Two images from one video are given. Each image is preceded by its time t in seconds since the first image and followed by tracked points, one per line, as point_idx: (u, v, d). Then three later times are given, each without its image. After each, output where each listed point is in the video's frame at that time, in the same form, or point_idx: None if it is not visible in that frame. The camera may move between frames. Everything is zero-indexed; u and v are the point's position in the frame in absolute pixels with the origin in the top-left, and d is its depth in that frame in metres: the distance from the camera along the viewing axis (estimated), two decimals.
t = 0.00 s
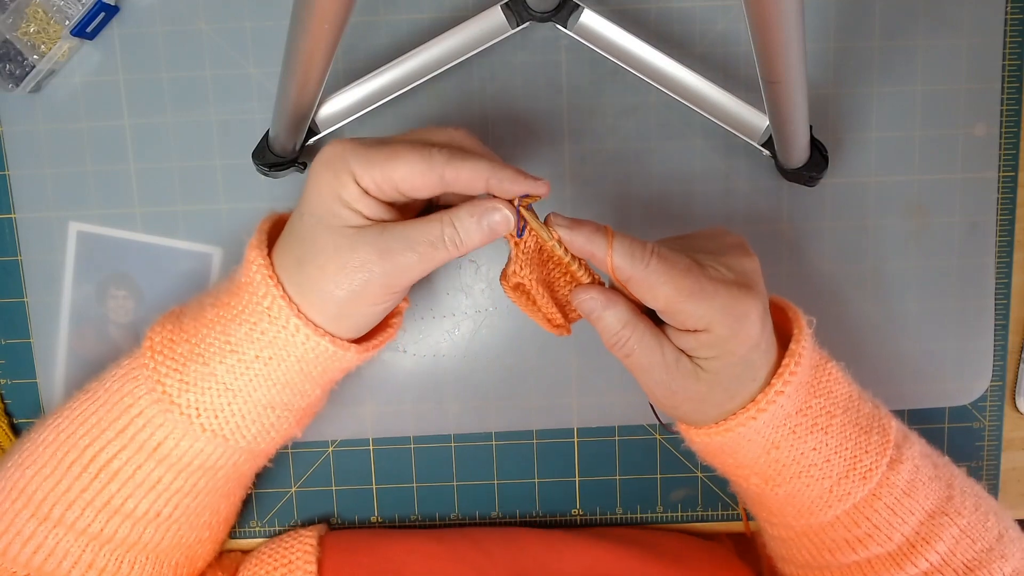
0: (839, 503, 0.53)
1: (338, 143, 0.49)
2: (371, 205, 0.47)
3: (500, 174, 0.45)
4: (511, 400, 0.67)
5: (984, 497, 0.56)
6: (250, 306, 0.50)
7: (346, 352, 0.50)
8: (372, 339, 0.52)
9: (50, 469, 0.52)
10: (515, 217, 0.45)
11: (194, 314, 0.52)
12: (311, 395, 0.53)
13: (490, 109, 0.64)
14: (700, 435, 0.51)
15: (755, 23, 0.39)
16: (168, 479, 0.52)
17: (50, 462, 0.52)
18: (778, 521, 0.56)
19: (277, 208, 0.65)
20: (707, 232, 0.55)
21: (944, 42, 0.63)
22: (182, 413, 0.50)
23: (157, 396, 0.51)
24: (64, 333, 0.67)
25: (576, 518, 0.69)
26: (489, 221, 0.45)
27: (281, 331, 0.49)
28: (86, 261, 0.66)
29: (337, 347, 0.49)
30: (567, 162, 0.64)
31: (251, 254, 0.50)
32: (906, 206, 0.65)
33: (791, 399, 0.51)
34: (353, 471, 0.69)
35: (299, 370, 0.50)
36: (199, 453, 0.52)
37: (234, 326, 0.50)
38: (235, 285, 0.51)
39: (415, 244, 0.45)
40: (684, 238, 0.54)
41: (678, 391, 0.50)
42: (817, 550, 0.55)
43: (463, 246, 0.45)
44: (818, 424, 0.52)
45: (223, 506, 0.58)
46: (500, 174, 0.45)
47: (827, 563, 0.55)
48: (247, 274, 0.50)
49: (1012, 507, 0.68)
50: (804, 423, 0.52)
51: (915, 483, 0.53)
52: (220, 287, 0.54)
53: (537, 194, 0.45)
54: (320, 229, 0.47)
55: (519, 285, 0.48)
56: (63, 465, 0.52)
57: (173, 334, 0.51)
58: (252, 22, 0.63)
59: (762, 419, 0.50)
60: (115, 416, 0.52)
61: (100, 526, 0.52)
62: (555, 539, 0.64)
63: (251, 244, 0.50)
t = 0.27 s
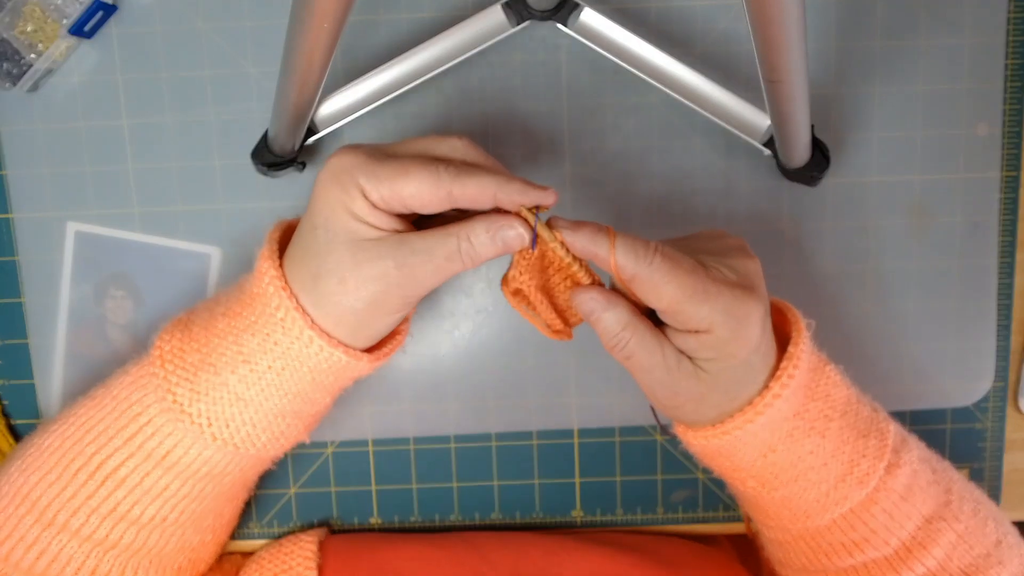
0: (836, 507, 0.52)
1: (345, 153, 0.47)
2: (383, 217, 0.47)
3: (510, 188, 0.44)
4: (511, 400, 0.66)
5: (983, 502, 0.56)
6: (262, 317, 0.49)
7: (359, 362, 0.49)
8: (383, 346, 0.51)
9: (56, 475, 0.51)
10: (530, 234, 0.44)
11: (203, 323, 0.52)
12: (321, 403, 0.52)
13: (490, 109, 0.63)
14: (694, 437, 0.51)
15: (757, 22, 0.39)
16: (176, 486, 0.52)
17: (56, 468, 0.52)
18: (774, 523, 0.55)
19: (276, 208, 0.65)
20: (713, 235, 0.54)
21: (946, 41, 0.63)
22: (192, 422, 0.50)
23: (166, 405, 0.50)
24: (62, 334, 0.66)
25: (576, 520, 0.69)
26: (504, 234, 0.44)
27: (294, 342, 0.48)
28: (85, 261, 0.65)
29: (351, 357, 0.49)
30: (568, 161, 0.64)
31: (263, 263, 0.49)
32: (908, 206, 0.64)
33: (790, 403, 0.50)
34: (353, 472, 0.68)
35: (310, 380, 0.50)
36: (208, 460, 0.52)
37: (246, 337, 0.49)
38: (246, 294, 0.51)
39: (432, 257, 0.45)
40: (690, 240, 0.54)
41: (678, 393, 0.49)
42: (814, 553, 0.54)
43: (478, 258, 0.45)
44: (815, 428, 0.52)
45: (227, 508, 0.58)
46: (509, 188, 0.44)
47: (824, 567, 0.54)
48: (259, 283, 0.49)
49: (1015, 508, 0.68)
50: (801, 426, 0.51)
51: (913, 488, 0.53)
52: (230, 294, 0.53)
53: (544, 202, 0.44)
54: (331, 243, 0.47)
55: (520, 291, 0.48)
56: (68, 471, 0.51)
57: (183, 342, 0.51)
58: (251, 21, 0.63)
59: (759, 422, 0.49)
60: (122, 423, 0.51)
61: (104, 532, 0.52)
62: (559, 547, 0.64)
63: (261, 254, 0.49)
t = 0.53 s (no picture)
0: (821, 508, 0.53)
1: (346, 171, 0.47)
2: (385, 233, 0.45)
3: (510, 199, 0.43)
4: (511, 400, 0.67)
5: (975, 501, 0.56)
6: (280, 335, 0.48)
7: (375, 380, 0.48)
8: (398, 362, 0.50)
9: (69, 481, 0.51)
10: (532, 240, 0.43)
11: (222, 336, 0.50)
12: (338, 418, 0.51)
13: (491, 109, 0.64)
14: (682, 442, 0.51)
15: (756, 23, 0.39)
16: (190, 495, 0.52)
17: (69, 474, 0.51)
18: (761, 526, 0.56)
19: (277, 209, 0.65)
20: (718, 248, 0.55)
21: (944, 42, 0.63)
22: (209, 438, 0.49)
23: (183, 419, 0.50)
24: (64, 333, 0.67)
25: (576, 518, 0.69)
26: (506, 241, 0.43)
27: (312, 360, 0.47)
28: (86, 261, 0.66)
29: (367, 375, 0.47)
30: (568, 162, 0.64)
31: (278, 281, 0.48)
32: (906, 206, 0.65)
33: (774, 407, 0.51)
34: (353, 471, 0.69)
35: (327, 398, 0.49)
36: (223, 473, 0.51)
37: (264, 354, 0.48)
38: (265, 309, 0.49)
39: (438, 268, 0.44)
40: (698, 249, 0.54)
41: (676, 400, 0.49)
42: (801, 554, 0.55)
43: (483, 267, 0.44)
44: (799, 431, 0.52)
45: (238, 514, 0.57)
46: (509, 199, 0.43)
47: (813, 568, 0.55)
48: (277, 300, 0.48)
49: (1012, 507, 0.68)
50: (785, 430, 0.52)
51: (897, 488, 0.53)
52: (249, 306, 0.52)
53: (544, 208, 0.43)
54: (334, 260, 0.46)
55: (530, 295, 0.47)
56: (82, 477, 0.51)
57: (201, 356, 0.49)
58: (252, 22, 0.63)
59: (743, 427, 0.50)
60: (138, 433, 0.51)
61: (116, 538, 0.52)
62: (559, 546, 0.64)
63: (280, 270, 0.48)
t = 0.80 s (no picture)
0: (815, 515, 0.53)
1: (353, 187, 0.47)
2: (390, 248, 0.45)
3: (514, 217, 0.43)
4: (511, 400, 0.67)
5: (972, 504, 0.56)
6: (281, 353, 0.47)
7: (376, 400, 0.47)
8: (399, 382, 0.49)
9: (69, 490, 0.51)
10: (537, 264, 0.43)
11: (222, 350, 0.50)
12: (338, 436, 0.51)
13: (491, 109, 0.64)
14: (680, 451, 0.51)
15: (756, 23, 0.39)
16: (190, 509, 0.51)
17: (69, 482, 0.51)
18: (756, 531, 0.56)
19: (277, 209, 0.65)
20: (722, 258, 0.55)
21: (944, 42, 0.63)
22: (208, 453, 0.49)
23: (183, 434, 0.49)
24: (64, 334, 0.67)
25: (576, 519, 0.69)
26: (511, 263, 0.43)
27: (312, 380, 0.47)
28: (86, 261, 0.66)
29: (368, 396, 0.47)
30: (568, 162, 0.64)
31: (280, 297, 0.47)
32: (906, 206, 0.65)
33: (771, 418, 0.50)
34: (353, 471, 0.69)
35: (327, 417, 0.49)
36: (222, 488, 0.51)
37: (264, 372, 0.48)
38: (266, 326, 0.49)
39: (440, 287, 0.44)
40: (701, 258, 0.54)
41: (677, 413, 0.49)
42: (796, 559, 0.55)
43: (486, 288, 0.44)
44: (795, 440, 0.52)
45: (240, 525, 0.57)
46: (513, 216, 0.43)
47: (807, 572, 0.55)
48: (277, 317, 0.47)
49: (1012, 507, 0.68)
50: (782, 439, 0.52)
51: (892, 494, 0.53)
52: (250, 319, 0.52)
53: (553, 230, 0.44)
54: (338, 275, 0.46)
55: (542, 312, 0.46)
56: (82, 487, 0.51)
57: (201, 370, 0.49)
58: (253, 22, 0.63)
59: (741, 438, 0.50)
60: (137, 446, 0.51)
61: (116, 547, 0.52)
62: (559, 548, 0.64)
63: (281, 286, 0.48)
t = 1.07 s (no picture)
0: (812, 519, 0.53)
1: (367, 190, 0.48)
2: (396, 253, 0.45)
3: (522, 233, 0.45)
4: (511, 400, 0.67)
5: (971, 509, 0.56)
6: (275, 361, 0.47)
7: (371, 410, 0.47)
8: (396, 392, 0.49)
9: (64, 497, 0.51)
10: (547, 288, 0.42)
11: (217, 357, 0.50)
12: (334, 444, 0.51)
13: (491, 109, 0.64)
14: (676, 454, 0.52)
15: (756, 23, 0.39)
16: (185, 517, 0.51)
17: (64, 490, 0.51)
18: (754, 534, 0.56)
19: (277, 209, 0.65)
20: (714, 261, 0.55)
21: (944, 42, 0.63)
22: (203, 462, 0.49)
23: (178, 443, 0.49)
24: (64, 334, 0.67)
25: (576, 519, 0.69)
26: (522, 293, 0.42)
27: (306, 389, 0.47)
28: (86, 261, 0.66)
29: (363, 405, 0.47)
30: (568, 162, 0.64)
31: (275, 304, 0.47)
32: (906, 206, 0.65)
33: (767, 423, 0.50)
34: (353, 471, 0.69)
35: (322, 425, 0.48)
36: (217, 496, 0.51)
37: (259, 380, 0.48)
38: (261, 333, 0.49)
39: (442, 309, 0.43)
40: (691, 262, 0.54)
41: (674, 419, 0.49)
42: (793, 562, 0.55)
43: (491, 318, 0.43)
44: (792, 445, 0.52)
45: (238, 535, 0.57)
46: (521, 234, 0.44)
47: None
48: (272, 325, 0.47)
49: (1012, 507, 0.68)
50: (778, 444, 0.52)
51: (889, 499, 0.53)
52: (246, 326, 0.52)
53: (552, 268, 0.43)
54: (340, 279, 0.45)
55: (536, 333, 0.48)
56: (78, 496, 0.51)
57: (195, 377, 0.49)
58: (253, 22, 0.63)
59: (736, 442, 0.50)
60: (133, 454, 0.51)
61: (112, 555, 0.51)
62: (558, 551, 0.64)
63: (277, 293, 0.48)
